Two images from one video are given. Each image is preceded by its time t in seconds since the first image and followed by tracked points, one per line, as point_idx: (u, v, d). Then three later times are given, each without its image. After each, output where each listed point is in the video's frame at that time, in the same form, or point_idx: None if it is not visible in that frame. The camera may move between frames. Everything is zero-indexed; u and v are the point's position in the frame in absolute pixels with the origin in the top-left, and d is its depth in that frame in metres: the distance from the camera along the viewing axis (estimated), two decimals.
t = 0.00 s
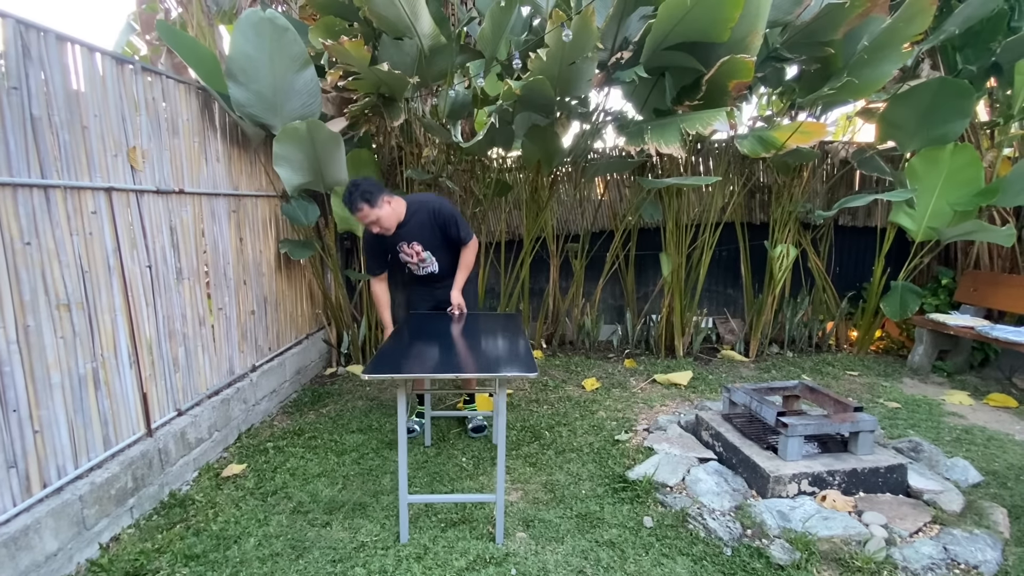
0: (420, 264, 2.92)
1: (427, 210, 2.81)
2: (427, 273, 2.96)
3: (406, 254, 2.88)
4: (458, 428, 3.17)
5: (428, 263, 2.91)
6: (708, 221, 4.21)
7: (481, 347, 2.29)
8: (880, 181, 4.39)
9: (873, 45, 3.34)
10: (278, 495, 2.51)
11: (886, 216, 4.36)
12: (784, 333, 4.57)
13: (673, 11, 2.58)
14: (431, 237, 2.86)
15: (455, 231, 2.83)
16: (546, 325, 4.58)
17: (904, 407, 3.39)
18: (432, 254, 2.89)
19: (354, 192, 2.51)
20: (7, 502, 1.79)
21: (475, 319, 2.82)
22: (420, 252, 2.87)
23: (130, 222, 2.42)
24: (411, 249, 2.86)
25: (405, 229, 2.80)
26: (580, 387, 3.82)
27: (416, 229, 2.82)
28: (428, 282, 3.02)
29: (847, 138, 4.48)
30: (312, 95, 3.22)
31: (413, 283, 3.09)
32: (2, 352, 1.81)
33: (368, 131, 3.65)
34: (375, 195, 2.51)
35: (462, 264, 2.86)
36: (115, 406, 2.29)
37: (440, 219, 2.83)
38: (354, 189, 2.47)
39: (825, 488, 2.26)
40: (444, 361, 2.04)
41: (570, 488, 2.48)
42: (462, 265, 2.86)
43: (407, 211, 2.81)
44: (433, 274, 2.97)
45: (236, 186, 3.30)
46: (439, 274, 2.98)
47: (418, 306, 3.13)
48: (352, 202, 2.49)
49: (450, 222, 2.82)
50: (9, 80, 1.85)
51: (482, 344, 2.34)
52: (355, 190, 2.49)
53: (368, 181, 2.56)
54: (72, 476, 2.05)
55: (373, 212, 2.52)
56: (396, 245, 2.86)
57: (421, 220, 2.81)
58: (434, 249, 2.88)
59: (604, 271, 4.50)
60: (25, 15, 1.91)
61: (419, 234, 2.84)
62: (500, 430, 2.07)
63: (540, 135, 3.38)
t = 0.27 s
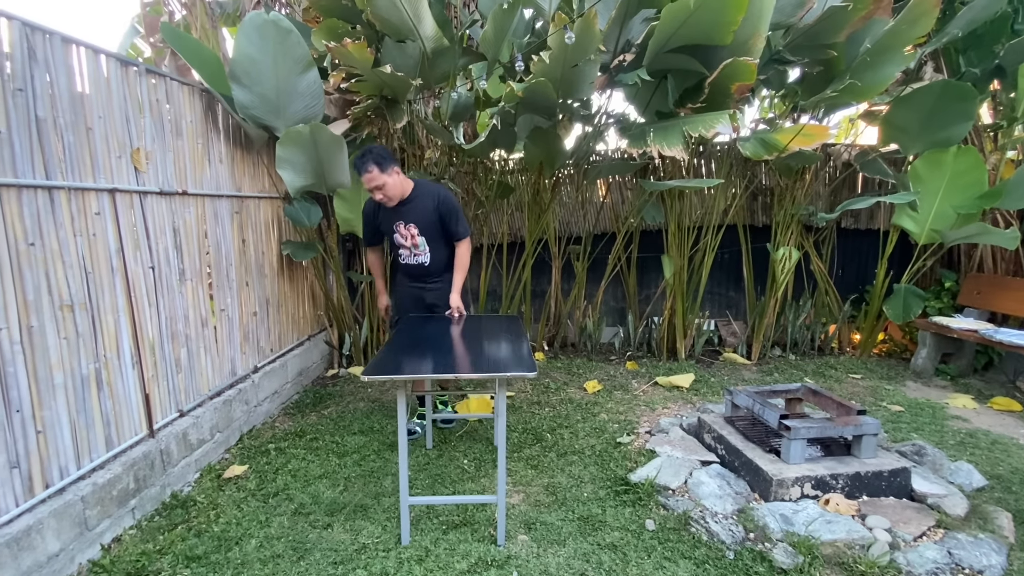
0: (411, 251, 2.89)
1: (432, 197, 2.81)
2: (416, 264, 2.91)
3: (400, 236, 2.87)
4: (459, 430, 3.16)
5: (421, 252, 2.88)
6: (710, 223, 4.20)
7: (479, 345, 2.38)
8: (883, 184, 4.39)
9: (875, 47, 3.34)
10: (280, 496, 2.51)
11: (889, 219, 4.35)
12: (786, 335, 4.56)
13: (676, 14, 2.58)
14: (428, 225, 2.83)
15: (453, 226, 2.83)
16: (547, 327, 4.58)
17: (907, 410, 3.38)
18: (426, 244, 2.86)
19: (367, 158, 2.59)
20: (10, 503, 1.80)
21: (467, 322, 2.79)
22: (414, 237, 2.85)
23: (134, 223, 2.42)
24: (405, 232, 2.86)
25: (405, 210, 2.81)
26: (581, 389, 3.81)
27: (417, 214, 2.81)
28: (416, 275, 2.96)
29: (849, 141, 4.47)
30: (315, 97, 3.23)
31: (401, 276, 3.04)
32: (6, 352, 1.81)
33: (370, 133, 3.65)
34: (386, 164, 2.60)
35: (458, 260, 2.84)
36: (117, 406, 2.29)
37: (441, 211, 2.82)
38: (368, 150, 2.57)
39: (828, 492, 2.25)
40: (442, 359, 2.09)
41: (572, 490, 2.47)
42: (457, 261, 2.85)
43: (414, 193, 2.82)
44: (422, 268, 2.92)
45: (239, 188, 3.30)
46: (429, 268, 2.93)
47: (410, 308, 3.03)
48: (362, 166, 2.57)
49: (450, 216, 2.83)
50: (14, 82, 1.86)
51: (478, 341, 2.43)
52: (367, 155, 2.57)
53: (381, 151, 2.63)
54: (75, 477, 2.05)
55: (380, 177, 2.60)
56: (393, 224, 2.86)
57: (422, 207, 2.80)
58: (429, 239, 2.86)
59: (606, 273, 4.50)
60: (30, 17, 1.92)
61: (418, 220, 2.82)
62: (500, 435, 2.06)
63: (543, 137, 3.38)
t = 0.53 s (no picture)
0: (403, 245, 2.92)
1: (438, 199, 2.82)
2: (405, 260, 2.93)
3: (396, 228, 2.91)
4: (463, 434, 3.16)
5: (412, 248, 2.90)
6: (714, 228, 4.20)
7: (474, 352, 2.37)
8: (888, 188, 4.37)
9: (880, 53, 3.35)
10: (284, 499, 2.52)
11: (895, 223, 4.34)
12: (791, 340, 4.54)
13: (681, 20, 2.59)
14: (426, 225, 2.85)
15: (454, 231, 2.85)
16: (551, 331, 4.58)
17: (913, 416, 3.36)
18: (418, 243, 2.88)
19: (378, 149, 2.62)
20: (17, 504, 1.81)
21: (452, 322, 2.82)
22: (409, 233, 2.88)
23: (141, 226, 2.45)
24: (401, 226, 2.89)
25: (406, 205, 2.84)
26: (585, 393, 3.80)
27: (419, 212, 2.83)
28: (404, 272, 2.97)
29: (854, 145, 4.46)
30: (321, 102, 3.25)
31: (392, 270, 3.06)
32: (15, 354, 1.83)
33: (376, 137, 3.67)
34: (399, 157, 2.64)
35: (457, 265, 2.90)
36: (123, 408, 2.31)
37: (443, 214, 2.84)
38: (382, 141, 2.60)
39: (833, 498, 2.24)
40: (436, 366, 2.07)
41: (576, 495, 2.47)
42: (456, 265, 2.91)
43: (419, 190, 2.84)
44: (410, 266, 2.94)
45: (245, 192, 3.33)
46: (418, 268, 2.93)
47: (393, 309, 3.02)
48: (372, 157, 2.61)
49: (452, 222, 2.84)
50: (25, 87, 1.89)
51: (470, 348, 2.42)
52: (379, 146, 2.60)
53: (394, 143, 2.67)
54: (81, 478, 2.07)
55: (390, 170, 2.63)
56: (393, 216, 2.90)
57: (425, 205, 2.82)
58: (424, 239, 2.87)
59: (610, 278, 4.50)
60: (41, 24, 1.95)
61: (418, 217, 2.84)
62: (500, 439, 2.07)
63: (547, 142, 3.39)
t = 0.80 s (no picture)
0: (379, 252, 2.81)
1: (418, 203, 2.78)
2: (381, 266, 2.82)
3: (373, 233, 2.80)
4: (467, 436, 3.16)
5: (389, 255, 2.79)
6: (719, 230, 4.19)
7: (460, 353, 2.31)
8: (895, 192, 4.35)
9: (886, 55, 3.34)
10: (288, 500, 2.53)
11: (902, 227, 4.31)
12: (796, 344, 4.52)
13: (686, 24, 2.59)
14: (406, 229, 2.77)
15: (435, 234, 2.82)
16: (555, 334, 4.59)
17: (920, 421, 3.33)
18: (396, 248, 2.79)
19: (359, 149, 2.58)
20: (26, 503, 1.83)
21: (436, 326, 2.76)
22: (387, 237, 2.78)
23: (149, 228, 2.47)
24: (377, 232, 2.79)
25: (385, 208, 2.76)
26: (589, 396, 3.80)
27: (399, 216, 2.76)
28: (380, 280, 2.85)
29: (861, 148, 4.43)
30: (327, 105, 3.27)
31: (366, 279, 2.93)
32: (24, 354, 1.85)
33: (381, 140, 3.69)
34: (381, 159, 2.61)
35: (443, 270, 2.87)
36: (130, 409, 2.32)
37: (423, 218, 2.79)
38: (363, 143, 2.56)
39: (839, 503, 2.23)
40: (411, 368, 2.04)
41: (580, 498, 2.47)
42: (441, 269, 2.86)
43: (397, 195, 2.78)
44: (387, 274, 2.82)
45: (252, 194, 3.35)
46: (396, 275, 2.82)
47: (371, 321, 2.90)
48: (354, 158, 2.56)
49: (432, 225, 2.81)
50: (36, 90, 1.91)
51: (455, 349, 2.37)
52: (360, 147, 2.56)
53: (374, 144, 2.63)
54: (88, 478, 2.09)
55: (372, 173, 2.59)
56: (369, 220, 2.80)
57: (406, 208, 2.76)
58: (403, 243, 2.79)
59: (614, 280, 4.50)
60: (52, 28, 1.97)
61: (397, 222, 2.76)
62: (506, 441, 2.07)
63: (552, 145, 3.40)
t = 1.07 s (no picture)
0: (349, 254, 2.73)
1: (388, 204, 2.67)
2: (352, 269, 2.74)
3: (343, 235, 2.72)
4: (471, 438, 3.16)
5: (359, 257, 2.71)
6: (725, 233, 4.17)
7: (445, 356, 2.29)
8: (903, 194, 4.32)
9: (893, 57, 3.33)
10: (294, 501, 2.54)
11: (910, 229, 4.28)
12: (803, 347, 4.50)
13: (693, 26, 2.59)
14: (376, 231, 2.67)
15: (407, 236, 2.69)
16: (560, 336, 4.58)
17: (929, 425, 3.30)
18: (366, 251, 2.70)
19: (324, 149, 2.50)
20: (35, 502, 1.85)
21: (417, 335, 2.63)
22: (357, 239, 2.69)
23: (157, 229, 2.49)
24: (347, 234, 2.71)
25: (354, 210, 2.67)
26: (594, 398, 3.79)
27: (367, 218, 2.66)
28: (351, 283, 2.77)
29: (868, 150, 4.40)
30: (334, 107, 3.29)
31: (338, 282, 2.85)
32: (34, 355, 1.87)
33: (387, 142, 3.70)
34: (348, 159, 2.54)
35: (419, 272, 2.68)
36: (138, 408, 2.34)
37: (394, 219, 2.68)
38: (328, 143, 2.48)
39: (846, 508, 2.21)
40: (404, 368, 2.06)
41: (584, 501, 2.46)
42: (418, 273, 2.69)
43: (367, 195, 2.68)
44: (359, 276, 2.74)
45: (259, 195, 3.38)
46: (367, 278, 2.74)
47: (345, 326, 2.84)
48: (318, 159, 2.47)
49: (403, 227, 2.69)
50: (46, 93, 1.93)
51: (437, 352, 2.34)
52: (324, 147, 2.49)
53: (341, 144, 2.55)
54: (96, 477, 2.10)
55: (340, 174, 2.51)
56: (338, 222, 2.71)
57: (374, 210, 2.66)
58: (372, 246, 2.69)
59: (620, 282, 4.49)
60: (63, 31, 1.99)
61: (366, 224, 2.66)
62: (510, 442, 2.07)
63: (557, 147, 3.40)
